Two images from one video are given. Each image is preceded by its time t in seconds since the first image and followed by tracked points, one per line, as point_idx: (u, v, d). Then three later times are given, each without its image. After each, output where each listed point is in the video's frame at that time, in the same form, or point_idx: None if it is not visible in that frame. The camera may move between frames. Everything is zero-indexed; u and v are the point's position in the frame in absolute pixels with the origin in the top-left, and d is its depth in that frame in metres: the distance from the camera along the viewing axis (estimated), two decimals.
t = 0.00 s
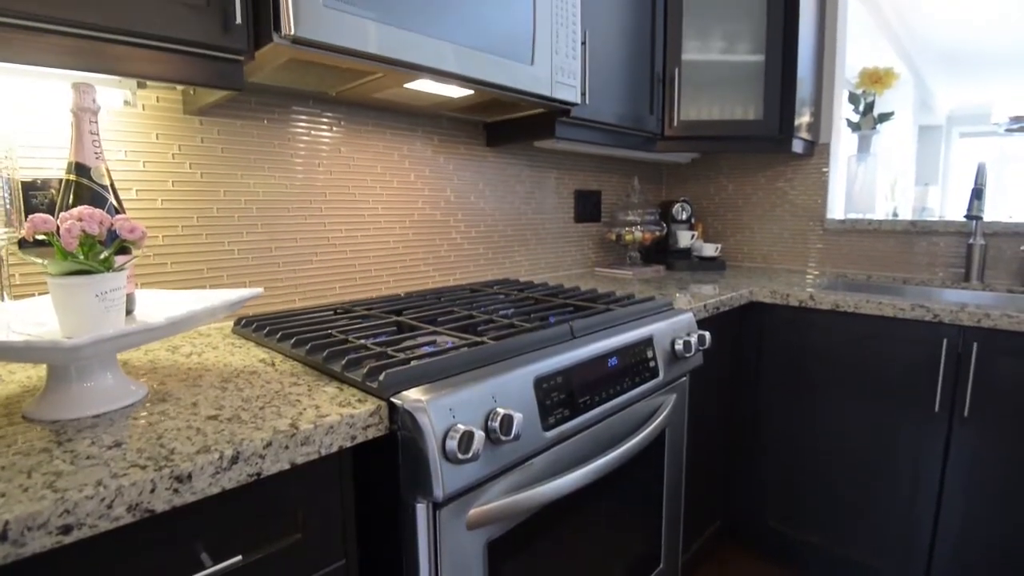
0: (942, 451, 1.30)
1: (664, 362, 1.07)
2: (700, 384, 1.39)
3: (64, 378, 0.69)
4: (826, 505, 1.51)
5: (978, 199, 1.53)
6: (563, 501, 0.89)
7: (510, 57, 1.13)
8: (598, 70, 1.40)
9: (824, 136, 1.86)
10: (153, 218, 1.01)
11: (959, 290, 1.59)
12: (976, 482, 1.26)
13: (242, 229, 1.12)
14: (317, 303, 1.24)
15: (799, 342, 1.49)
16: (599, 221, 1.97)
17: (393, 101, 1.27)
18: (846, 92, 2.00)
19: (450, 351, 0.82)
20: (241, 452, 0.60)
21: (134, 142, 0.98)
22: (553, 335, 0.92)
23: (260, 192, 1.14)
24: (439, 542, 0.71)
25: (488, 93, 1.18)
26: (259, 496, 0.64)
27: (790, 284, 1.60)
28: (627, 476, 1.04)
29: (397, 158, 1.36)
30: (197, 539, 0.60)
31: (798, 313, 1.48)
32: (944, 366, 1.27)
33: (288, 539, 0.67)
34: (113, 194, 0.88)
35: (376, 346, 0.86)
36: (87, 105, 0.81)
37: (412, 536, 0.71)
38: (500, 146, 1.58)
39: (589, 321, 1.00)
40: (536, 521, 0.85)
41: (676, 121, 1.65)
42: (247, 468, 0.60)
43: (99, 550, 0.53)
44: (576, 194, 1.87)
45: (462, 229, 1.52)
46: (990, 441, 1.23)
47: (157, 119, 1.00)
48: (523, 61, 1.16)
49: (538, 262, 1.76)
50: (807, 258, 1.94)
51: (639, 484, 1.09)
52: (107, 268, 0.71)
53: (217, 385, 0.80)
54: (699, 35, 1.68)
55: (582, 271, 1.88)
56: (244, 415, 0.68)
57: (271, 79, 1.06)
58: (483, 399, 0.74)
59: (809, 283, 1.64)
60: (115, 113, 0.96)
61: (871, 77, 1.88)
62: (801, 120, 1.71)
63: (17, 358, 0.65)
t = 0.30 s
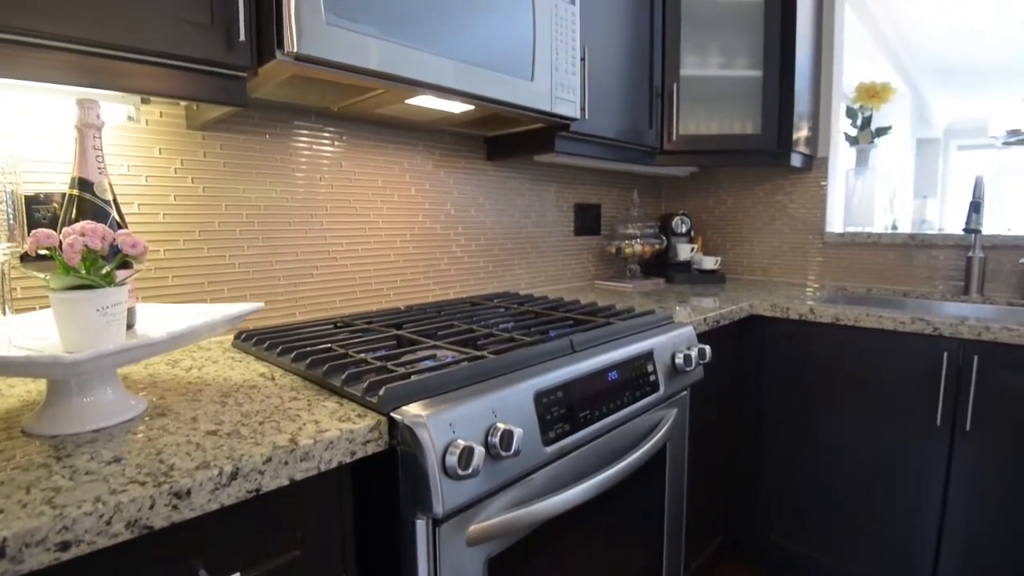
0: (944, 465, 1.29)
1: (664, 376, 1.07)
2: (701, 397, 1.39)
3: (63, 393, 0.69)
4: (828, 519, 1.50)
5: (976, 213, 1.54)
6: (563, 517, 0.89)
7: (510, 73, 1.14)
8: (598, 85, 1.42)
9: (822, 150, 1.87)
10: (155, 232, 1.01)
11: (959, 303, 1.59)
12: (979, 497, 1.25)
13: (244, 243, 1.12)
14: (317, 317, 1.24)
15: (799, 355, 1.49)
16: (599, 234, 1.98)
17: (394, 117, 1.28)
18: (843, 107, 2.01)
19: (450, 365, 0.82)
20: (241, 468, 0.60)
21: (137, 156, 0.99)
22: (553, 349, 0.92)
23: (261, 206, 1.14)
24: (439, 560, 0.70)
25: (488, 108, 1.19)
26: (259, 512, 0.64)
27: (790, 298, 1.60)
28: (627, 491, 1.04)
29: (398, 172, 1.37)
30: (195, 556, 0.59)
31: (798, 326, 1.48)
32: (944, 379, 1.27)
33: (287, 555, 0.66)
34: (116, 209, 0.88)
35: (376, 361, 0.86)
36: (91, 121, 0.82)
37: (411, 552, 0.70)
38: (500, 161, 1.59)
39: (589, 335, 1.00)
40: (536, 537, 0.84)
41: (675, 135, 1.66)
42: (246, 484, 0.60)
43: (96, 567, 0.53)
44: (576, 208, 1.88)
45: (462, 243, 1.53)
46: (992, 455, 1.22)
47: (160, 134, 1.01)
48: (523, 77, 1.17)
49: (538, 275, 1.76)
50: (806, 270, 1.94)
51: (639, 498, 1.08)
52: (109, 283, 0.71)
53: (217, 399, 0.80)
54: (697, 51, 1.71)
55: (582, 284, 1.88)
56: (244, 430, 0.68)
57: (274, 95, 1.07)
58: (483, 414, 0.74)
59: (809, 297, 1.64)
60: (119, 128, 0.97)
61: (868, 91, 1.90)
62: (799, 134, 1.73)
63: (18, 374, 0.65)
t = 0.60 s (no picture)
0: (947, 480, 1.28)
1: (664, 391, 1.06)
2: (702, 412, 1.38)
3: (63, 409, 0.69)
4: (831, 535, 1.49)
5: (975, 227, 1.55)
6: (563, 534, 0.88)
7: (510, 89, 1.16)
8: (597, 101, 1.43)
9: (820, 165, 1.88)
10: (156, 247, 1.02)
11: (959, 317, 1.59)
12: (982, 512, 1.24)
13: (245, 257, 1.13)
14: (317, 331, 1.24)
15: (800, 369, 1.49)
16: (599, 248, 1.98)
17: (395, 133, 1.29)
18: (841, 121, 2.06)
19: (450, 381, 0.82)
20: (240, 485, 0.59)
21: (140, 172, 1.00)
22: (554, 365, 0.92)
23: (263, 222, 1.15)
24: None
25: (489, 124, 1.20)
26: (258, 529, 0.63)
27: (790, 312, 1.61)
28: (628, 507, 1.03)
29: (399, 187, 1.38)
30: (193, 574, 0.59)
31: (798, 341, 1.48)
32: (946, 394, 1.27)
33: (286, 573, 0.66)
34: (119, 224, 0.89)
35: (376, 376, 0.86)
36: (94, 137, 0.83)
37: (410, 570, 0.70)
38: (500, 175, 1.60)
39: (589, 350, 1.00)
40: (536, 554, 0.83)
41: (673, 150, 1.67)
42: (245, 501, 0.59)
43: None
44: (576, 222, 1.89)
45: (462, 257, 1.53)
46: (995, 471, 1.21)
47: (163, 150, 1.02)
48: (523, 94, 1.18)
49: (538, 289, 1.76)
50: (806, 284, 1.94)
51: (640, 514, 1.07)
52: (111, 298, 0.71)
53: (217, 415, 0.80)
54: (695, 68, 1.73)
55: (582, 298, 1.88)
56: (243, 447, 0.68)
57: (277, 111, 1.08)
58: (483, 430, 0.74)
59: (810, 311, 1.64)
60: (122, 144, 0.98)
61: (865, 107, 1.92)
62: (797, 149, 1.74)
63: (18, 390, 0.65)
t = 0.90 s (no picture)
0: (950, 496, 1.28)
1: (665, 407, 1.06)
2: (703, 427, 1.38)
3: (63, 425, 0.69)
4: (834, 551, 1.47)
5: (973, 241, 1.55)
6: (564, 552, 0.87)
7: (510, 106, 1.17)
8: (597, 118, 1.45)
9: (819, 180, 1.89)
10: (158, 263, 1.02)
11: (959, 331, 1.59)
12: (986, 529, 1.23)
13: (246, 272, 1.13)
14: (317, 346, 1.24)
15: (801, 384, 1.48)
16: (599, 263, 1.99)
17: (396, 149, 1.31)
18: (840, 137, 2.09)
19: (450, 397, 0.81)
20: (238, 503, 0.59)
21: (143, 188, 1.00)
22: (554, 380, 0.92)
23: (264, 237, 1.16)
24: None
25: (489, 140, 1.21)
26: (256, 548, 0.63)
27: (790, 326, 1.61)
28: (628, 524, 1.02)
29: (400, 203, 1.39)
30: None
31: (799, 356, 1.48)
32: (947, 408, 1.26)
33: None
34: (121, 240, 0.89)
35: (376, 392, 0.86)
36: (99, 154, 0.84)
37: None
38: (501, 191, 1.61)
39: (589, 366, 1.00)
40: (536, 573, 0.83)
41: (672, 164, 1.68)
42: (244, 519, 0.59)
43: None
44: (576, 237, 1.89)
45: (462, 272, 1.54)
46: (998, 487, 1.21)
47: (166, 166, 1.03)
48: (523, 111, 1.19)
49: (538, 304, 1.76)
50: (806, 298, 1.94)
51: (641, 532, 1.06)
52: (112, 314, 0.72)
53: (216, 432, 0.80)
54: (694, 84, 1.75)
55: (582, 313, 1.88)
56: (242, 464, 0.68)
57: (280, 128, 1.09)
58: (483, 447, 0.74)
59: (810, 325, 1.64)
60: (125, 161, 0.98)
61: (863, 122, 1.94)
62: (796, 164, 1.75)
63: (19, 406, 0.65)
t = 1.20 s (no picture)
0: (954, 514, 1.27)
1: (666, 425, 1.06)
2: (704, 444, 1.37)
3: (62, 444, 0.69)
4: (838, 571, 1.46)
5: (972, 257, 1.56)
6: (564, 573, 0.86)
7: (511, 126, 1.18)
8: (596, 136, 1.46)
9: (817, 197, 1.90)
10: (159, 280, 1.02)
11: (960, 348, 1.58)
12: (991, 549, 1.22)
13: (247, 289, 1.14)
14: (317, 363, 1.24)
15: (803, 400, 1.48)
16: (599, 279, 1.99)
17: (397, 167, 1.32)
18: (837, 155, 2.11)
19: (451, 415, 0.81)
20: (237, 524, 0.59)
21: (146, 206, 1.01)
22: (554, 399, 0.92)
23: (266, 255, 1.16)
24: None
25: (490, 159, 1.22)
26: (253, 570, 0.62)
27: (791, 343, 1.61)
28: (629, 544, 1.01)
29: (401, 220, 1.39)
30: None
31: (800, 373, 1.48)
32: (949, 425, 1.26)
33: None
34: (123, 258, 0.89)
35: (375, 411, 0.86)
36: (104, 173, 0.84)
37: None
38: (501, 208, 1.62)
39: (590, 383, 1.00)
40: None
41: (671, 182, 1.69)
42: (242, 540, 0.59)
43: None
44: (576, 253, 1.90)
45: (463, 288, 1.54)
46: (1002, 505, 1.20)
47: (169, 184, 1.04)
48: (524, 129, 1.21)
49: (538, 320, 1.76)
50: (806, 314, 1.94)
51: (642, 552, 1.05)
52: (114, 333, 0.72)
53: (215, 451, 0.80)
54: (692, 103, 1.77)
55: (582, 330, 1.88)
56: (241, 484, 0.67)
57: (283, 147, 1.10)
58: (483, 466, 0.74)
59: (811, 342, 1.64)
60: (129, 179, 0.99)
61: (859, 140, 1.96)
62: (794, 181, 1.77)
63: (19, 426, 0.65)
